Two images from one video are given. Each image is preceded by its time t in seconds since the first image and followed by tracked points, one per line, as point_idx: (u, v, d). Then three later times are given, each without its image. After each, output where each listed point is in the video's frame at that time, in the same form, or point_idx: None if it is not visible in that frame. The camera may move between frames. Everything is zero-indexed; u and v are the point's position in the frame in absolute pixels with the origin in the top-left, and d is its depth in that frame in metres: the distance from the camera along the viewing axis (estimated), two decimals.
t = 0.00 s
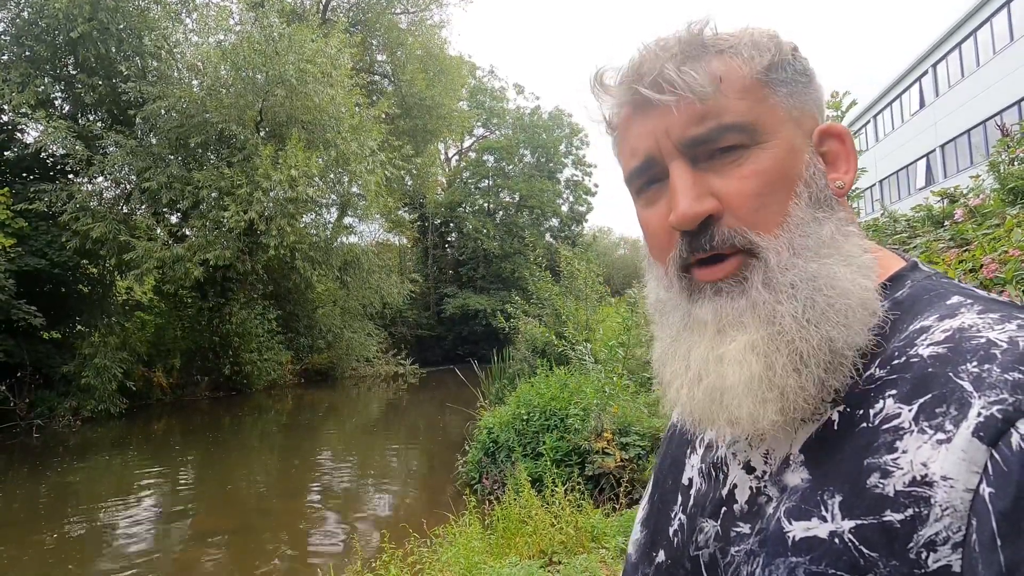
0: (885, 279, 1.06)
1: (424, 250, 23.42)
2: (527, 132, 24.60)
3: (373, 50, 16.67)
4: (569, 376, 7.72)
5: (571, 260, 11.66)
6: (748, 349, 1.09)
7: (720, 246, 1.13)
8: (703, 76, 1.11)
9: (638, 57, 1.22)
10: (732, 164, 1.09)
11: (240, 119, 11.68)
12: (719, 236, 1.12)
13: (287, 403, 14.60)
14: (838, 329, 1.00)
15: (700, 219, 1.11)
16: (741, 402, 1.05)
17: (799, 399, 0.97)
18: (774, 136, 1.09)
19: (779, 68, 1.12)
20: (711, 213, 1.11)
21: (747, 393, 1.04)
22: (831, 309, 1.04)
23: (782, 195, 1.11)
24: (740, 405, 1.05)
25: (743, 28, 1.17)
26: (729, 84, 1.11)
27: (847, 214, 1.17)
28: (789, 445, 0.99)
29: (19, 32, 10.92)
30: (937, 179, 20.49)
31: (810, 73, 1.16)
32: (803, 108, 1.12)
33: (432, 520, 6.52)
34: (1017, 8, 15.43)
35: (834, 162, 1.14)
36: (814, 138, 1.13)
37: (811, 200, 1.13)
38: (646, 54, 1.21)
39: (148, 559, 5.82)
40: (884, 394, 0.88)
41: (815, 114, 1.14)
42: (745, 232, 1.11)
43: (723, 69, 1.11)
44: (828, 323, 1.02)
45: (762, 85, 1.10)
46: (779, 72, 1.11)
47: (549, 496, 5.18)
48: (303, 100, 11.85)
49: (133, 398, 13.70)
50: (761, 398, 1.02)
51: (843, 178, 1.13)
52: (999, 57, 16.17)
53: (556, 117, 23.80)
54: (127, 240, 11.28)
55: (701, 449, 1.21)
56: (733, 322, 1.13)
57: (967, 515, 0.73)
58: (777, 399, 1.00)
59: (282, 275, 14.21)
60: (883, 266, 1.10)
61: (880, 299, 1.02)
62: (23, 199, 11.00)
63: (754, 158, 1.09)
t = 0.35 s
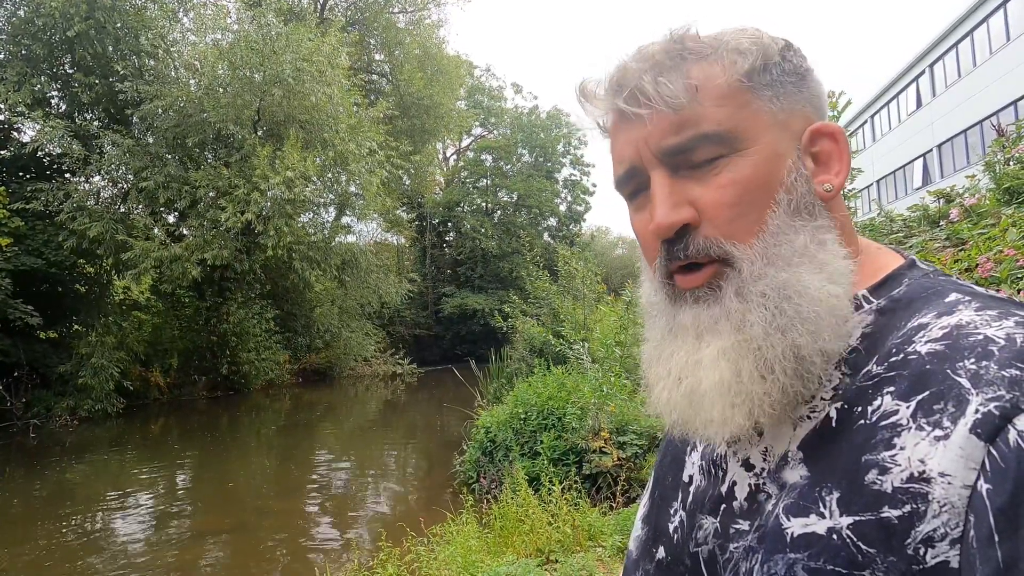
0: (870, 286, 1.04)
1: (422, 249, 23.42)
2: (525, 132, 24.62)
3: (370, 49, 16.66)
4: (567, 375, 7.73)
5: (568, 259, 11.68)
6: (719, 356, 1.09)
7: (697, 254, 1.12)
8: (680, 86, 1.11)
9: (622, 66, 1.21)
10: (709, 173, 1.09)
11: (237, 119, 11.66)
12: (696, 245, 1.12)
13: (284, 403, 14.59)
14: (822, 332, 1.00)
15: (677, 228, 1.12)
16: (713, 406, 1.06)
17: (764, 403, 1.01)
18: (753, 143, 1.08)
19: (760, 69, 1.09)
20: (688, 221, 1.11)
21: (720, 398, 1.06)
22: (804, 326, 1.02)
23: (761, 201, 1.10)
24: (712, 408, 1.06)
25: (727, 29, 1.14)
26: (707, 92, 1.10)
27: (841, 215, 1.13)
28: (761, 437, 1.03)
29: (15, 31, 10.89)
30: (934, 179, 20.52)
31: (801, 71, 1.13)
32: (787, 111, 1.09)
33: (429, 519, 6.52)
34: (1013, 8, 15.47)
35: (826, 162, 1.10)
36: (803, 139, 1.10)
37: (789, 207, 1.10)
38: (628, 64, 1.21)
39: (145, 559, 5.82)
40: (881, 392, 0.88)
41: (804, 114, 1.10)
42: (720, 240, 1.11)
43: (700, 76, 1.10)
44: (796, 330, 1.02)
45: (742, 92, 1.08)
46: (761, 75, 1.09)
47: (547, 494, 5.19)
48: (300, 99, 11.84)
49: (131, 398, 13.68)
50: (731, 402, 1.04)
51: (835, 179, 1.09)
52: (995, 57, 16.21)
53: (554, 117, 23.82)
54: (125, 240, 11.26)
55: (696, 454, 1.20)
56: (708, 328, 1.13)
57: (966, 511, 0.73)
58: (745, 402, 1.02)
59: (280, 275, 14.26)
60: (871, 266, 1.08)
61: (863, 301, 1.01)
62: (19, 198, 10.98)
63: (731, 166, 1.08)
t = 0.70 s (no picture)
0: (871, 285, 0.97)
1: (419, 249, 23.39)
2: (521, 132, 24.64)
3: (367, 48, 16.62)
4: (564, 375, 7.73)
5: (565, 259, 11.69)
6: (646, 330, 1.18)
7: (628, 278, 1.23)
8: (596, 146, 1.23)
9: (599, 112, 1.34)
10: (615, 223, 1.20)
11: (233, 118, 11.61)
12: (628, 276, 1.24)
13: (280, 403, 14.56)
14: (812, 324, 0.97)
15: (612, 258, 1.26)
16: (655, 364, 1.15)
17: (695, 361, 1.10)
18: (637, 197, 1.13)
19: (647, 123, 1.11)
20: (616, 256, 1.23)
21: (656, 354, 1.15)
22: (697, 319, 1.08)
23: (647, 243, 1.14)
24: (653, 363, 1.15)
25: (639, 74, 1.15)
26: (610, 151, 1.19)
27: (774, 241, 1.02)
28: (686, 388, 1.16)
29: (9, 29, 10.86)
30: (929, 180, 20.60)
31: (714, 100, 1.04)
32: (670, 158, 1.08)
33: (426, 519, 6.50)
34: (1008, 10, 15.54)
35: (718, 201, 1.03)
36: (687, 184, 1.06)
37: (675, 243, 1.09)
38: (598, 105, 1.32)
39: (138, 559, 5.77)
40: (880, 389, 0.85)
41: (694, 155, 1.05)
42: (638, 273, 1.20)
43: (607, 137, 1.20)
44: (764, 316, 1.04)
45: (623, 152, 1.14)
46: (648, 127, 1.11)
47: (544, 494, 5.18)
48: (297, 99, 11.81)
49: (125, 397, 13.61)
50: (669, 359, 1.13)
51: (715, 221, 1.02)
52: (989, 58, 16.30)
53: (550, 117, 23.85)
54: (120, 239, 11.19)
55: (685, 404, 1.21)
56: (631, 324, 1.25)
57: (969, 509, 0.73)
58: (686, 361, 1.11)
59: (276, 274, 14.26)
60: (869, 268, 1.00)
61: (864, 298, 0.95)
62: (13, 196, 10.94)
63: (623, 221, 1.17)
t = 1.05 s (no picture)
0: (903, 266, 0.93)
1: (416, 248, 23.32)
2: (519, 131, 24.60)
3: (365, 46, 16.55)
4: (564, 374, 7.69)
5: (563, 258, 11.66)
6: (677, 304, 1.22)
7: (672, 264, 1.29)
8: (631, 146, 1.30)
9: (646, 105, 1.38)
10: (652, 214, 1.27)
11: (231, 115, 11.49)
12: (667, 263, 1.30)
13: (276, 401, 14.48)
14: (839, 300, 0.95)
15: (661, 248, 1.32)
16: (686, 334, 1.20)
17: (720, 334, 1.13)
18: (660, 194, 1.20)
19: (656, 128, 1.17)
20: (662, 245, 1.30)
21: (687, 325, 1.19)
22: (711, 302, 1.12)
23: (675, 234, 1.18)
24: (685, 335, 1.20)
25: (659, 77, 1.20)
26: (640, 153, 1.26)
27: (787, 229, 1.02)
28: (716, 362, 1.18)
29: (4, 24, 10.76)
30: (925, 181, 20.63)
31: (708, 103, 1.07)
32: (675, 162, 1.13)
33: (426, 518, 6.45)
34: (1005, 11, 15.57)
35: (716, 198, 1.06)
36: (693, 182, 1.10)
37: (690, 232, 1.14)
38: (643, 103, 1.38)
39: (133, 558, 5.71)
40: (909, 362, 0.82)
41: (694, 156, 1.10)
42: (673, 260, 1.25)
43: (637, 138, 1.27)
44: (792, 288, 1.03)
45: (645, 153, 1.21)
46: (660, 131, 1.17)
47: (546, 492, 5.14)
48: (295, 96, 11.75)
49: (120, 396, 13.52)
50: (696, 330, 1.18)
51: (713, 218, 1.06)
52: (985, 59, 16.35)
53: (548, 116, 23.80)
54: (116, 236, 11.10)
55: (716, 381, 1.22)
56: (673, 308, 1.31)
57: (996, 479, 0.69)
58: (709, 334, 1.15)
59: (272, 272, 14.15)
60: (898, 248, 0.97)
61: (896, 278, 0.92)
62: (8, 193, 10.85)
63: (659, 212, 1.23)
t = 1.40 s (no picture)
0: (927, 264, 0.92)
1: (416, 247, 23.30)
2: (519, 131, 24.58)
3: (365, 45, 16.53)
4: (565, 373, 7.68)
5: (564, 258, 11.65)
6: (692, 300, 1.19)
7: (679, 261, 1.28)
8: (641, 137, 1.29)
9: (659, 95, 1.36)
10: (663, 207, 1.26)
11: (231, 115, 11.49)
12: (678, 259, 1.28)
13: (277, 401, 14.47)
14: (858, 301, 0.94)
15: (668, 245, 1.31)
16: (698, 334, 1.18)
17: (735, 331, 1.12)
18: (673, 184, 1.18)
19: (673, 119, 1.16)
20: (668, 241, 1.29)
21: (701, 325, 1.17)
22: (728, 300, 1.10)
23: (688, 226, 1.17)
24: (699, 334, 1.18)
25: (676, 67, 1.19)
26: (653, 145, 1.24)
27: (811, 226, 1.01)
28: (729, 363, 1.17)
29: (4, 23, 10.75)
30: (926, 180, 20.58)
31: (728, 96, 1.06)
32: (694, 153, 1.11)
33: (427, 518, 6.44)
34: (1005, 10, 15.56)
35: (737, 193, 1.04)
36: (712, 174, 1.09)
37: (708, 225, 1.11)
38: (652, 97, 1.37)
39: (134, 558, 5.69)
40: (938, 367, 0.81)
41: (715, 149, 1.08)
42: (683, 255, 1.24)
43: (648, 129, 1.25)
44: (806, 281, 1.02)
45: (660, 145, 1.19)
46: (676, 123, 1.15)
47: (549, 493, 5.13)
48: (297, 96, 11.74)
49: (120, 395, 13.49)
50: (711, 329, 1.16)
51: (731, 212, 1.05)
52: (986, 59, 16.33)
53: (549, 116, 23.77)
54: (117, 236, 11.08)
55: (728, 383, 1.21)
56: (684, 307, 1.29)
57: None
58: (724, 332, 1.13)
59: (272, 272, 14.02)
60: (926, 248, 0.95)
61: (921, 278, 0.91)
62: (8, 192, 10.83)
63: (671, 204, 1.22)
